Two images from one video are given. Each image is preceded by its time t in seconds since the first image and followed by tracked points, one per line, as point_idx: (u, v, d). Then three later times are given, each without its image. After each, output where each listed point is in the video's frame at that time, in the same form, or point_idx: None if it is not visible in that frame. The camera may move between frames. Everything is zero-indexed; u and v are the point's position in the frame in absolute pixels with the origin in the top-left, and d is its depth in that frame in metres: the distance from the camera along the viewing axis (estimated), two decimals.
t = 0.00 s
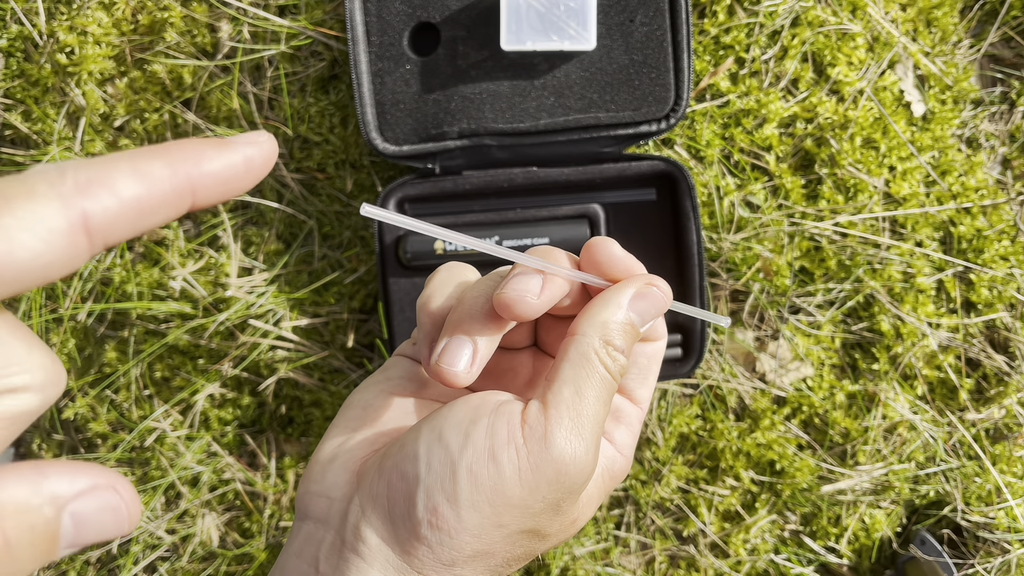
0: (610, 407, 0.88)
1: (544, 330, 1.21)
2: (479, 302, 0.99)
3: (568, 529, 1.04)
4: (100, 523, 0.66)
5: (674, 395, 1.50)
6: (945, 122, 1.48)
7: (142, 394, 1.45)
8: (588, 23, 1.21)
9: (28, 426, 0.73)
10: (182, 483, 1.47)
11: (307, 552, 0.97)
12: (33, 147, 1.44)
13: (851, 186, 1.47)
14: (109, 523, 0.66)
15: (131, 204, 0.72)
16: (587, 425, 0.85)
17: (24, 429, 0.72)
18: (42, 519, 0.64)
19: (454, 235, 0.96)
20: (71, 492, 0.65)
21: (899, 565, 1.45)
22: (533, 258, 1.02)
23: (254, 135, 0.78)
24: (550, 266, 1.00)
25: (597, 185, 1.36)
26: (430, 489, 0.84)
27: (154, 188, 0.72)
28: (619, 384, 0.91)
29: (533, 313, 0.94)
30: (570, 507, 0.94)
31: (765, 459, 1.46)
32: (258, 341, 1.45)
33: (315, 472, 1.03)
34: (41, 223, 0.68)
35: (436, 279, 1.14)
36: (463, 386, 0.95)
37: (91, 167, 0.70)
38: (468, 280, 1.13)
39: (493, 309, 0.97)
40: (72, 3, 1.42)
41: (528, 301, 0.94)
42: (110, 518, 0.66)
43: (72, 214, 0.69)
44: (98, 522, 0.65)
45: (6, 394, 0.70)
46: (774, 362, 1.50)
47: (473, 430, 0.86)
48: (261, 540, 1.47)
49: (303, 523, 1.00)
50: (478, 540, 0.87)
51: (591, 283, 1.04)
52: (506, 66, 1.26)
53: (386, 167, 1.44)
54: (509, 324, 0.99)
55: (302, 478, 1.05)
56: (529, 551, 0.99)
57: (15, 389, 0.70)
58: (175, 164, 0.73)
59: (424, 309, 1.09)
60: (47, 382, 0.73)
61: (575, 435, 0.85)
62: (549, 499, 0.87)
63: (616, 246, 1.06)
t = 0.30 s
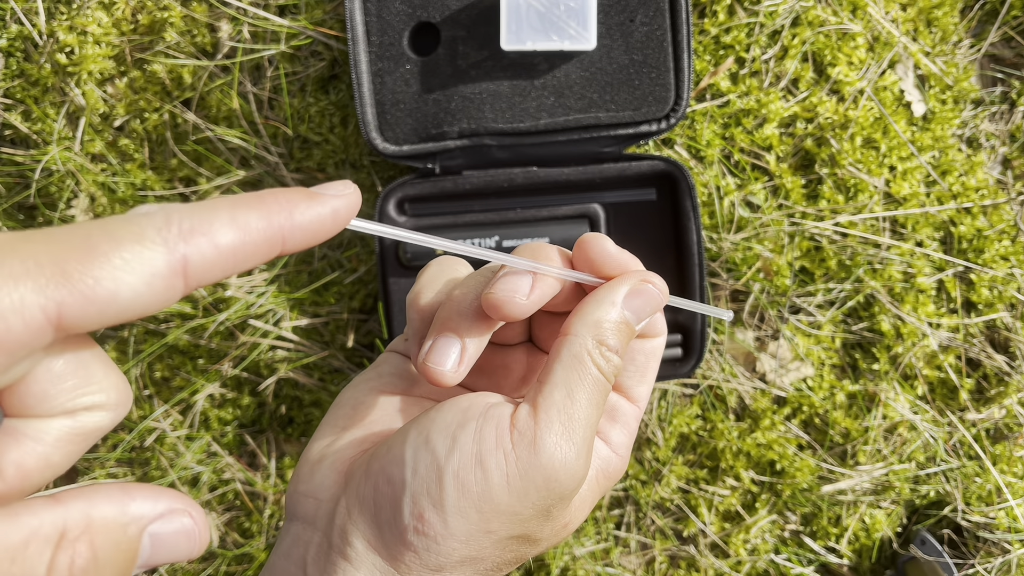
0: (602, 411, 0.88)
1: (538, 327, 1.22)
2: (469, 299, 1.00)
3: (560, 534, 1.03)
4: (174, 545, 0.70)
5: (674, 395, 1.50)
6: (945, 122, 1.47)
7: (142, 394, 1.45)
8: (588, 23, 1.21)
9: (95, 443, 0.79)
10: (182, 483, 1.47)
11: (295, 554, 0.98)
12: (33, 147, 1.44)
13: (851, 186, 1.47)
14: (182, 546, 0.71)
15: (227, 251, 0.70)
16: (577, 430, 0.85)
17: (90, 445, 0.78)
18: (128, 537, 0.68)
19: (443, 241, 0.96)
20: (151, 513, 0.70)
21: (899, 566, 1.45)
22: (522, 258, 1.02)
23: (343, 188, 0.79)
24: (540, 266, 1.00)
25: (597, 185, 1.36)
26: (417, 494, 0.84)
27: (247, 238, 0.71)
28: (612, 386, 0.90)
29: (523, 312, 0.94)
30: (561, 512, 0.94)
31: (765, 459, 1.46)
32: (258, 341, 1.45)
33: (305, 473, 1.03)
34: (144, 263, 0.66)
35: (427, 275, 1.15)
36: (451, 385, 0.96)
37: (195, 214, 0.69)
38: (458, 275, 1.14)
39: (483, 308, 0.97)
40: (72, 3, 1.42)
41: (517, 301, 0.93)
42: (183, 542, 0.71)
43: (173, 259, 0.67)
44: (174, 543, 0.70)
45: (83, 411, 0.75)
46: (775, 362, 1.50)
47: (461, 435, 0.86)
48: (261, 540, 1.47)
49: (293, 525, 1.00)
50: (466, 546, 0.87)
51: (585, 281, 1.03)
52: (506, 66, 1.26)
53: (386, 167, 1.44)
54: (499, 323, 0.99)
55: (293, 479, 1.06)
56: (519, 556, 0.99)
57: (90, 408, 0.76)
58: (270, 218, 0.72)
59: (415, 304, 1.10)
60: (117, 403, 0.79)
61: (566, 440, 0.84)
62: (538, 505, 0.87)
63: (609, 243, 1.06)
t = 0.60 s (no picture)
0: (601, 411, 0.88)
1: (538, 330, 1.21)
2: (470, 300, 0.99)
3: (560, 533, 1.03)
4: (147, 537, 0.74)
5: (674, 395, 1.50)
6: (945, 122, 1.47)
7: (142, 395, 1.45)
8: (588, 23, 1.21)
9: (67, 440, 0.80)
10: (182, 483, 1.47)
11: (296, 554, 0.98)
12: (33, 147, 1.44)
13: (851, 186, 1.47)
14: (155, 537, 0.74)
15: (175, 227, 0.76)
16: (577, 430, 0.85)
17: (63, 442, 0.80)
18: (98, 531, 0.73)
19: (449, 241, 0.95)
20: (123, 507, 0.74)
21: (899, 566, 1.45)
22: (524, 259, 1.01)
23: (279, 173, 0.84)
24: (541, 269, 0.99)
25: (597, 185, 1.36)
26: (416, 493, 0.84)
27: (196, 214, 0.77)
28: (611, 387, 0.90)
29: (524, 313, 0.94)
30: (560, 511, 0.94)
31: (765, 459, 1.46)
32: (258, 341, 1.45)
33: (305, 473, 1.03)
34: (102, 240, 0.73)
35: (429, 275, 1.14)
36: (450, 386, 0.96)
37: (145, 193, 0.75)
38: (460, 278, 1.13)
39: (483, 309, 0.97)
40: (72, 3, 1.42)
41: (517, 302, 0.93)
42: (156, 534, 0.74)
43: (129, 234, 0.74)
44: (144, 534, 0.74)
45: (53, 407, 0.78)
46: (775, 362, 1.50)
47: (459, 435, 0.86)
48: (261, 540, 1.47)
49: (293, 524, 1.00)
50: (466, 545, 0.87)
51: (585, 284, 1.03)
52: (507, 66, 1.26)
53: (386, 167, 1.44)
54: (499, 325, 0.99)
55: (293, 478, 1.06)
56: (521, 555, 0.99)
57: (59, 403, 0.78)
58: (212, 195, 0.78)
59: (417, 305, 1.10)
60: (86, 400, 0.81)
61: (564, 441, 0.84)
62: (537, 505, 0.87)
63: (610, 245, 1.05)
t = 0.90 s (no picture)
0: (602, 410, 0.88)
1: (539, 326, 1.21)
2: (470, 295, 0.99)
3: (561, 531, 1.03)
4: (151, 543, 0.78)
5: (674, 395, 1.50)
6: (945, 122, 1.47)
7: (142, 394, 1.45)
8: (588, 23, 1.21)
9: (69, 436, 0.82)
10: (182, 483, 1.47)
11: (294, 552, 0.98)
12: (33, 147, 1.44)
13: (851, 186, 1.47)
14: (158, 543, 0.78)
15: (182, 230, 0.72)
16: (578, 429, 0.85)
17: (65, 437, 0.81)
18: (105, 541, 0.75)
19: (452, 234, 0.95)
20: (131, 517, 0.77)
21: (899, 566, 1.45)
22: (524, 254, 1.01)
23: (292, 146, 0.78)
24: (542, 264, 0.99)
25: (597, 185, 1.36)
26: (415, 492, 0.84)
27: (201, 214, 0.73)
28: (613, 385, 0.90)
29: (525, 309, 0.94)
30: (560, 510, 0.94)
31: (765, 459, 1.46)
32: (258, 341, 1.45)
33: (304, 470, 1.03)
34: (102, 255, 0.69)
35: (430, 270, 1.15)
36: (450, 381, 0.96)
37: (144, 196, 0.71)
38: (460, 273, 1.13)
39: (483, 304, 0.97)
40: (72, 3, 1.42)
41: (519, 298, 0.94)
42: (160, 540, 0.78)
43: (129, 247, 0.70)
44: (149, 541, 0.78)
45: (58, 406, 0.79)
46: (775, 362, 1.50)
47: (459, 433, 0.86)
48: (261, 540, 1.47)
49: (292, 522, 1.00)
50: (465, 544, 0.87)
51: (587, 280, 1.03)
52: (507, 66, 1.26)
53: (386, 167, 1.44)
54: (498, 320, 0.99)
55: (292, 476, 1.06)
56: (521, 553, 0.99)
57: (64, 401, 0.79)
58: (217, 190, 0.73)
59: (417, 300, 1.10)
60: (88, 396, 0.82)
61: (565, 439, 0.84)
62: (537, 504, 0.87)
63: (611, 241, 1.05)
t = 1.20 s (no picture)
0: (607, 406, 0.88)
1: (541, 323, 1.21)
2: (475, 292, 1.00)
3: (565, 528, 1.03)
4: (161, 558, 0.71)
5: (674, 395, 1.50)
6: (945, 122, 1.47)
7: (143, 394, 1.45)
8: (588, 23, 1.21)
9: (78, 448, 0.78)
10: (182, 483, 1.47)
11: (299, 550, 0.98)
12: (33, 147, 1.44)
13: (851, 186, 1.47)
14: (169, 559, 0.72)
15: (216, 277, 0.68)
16: (582, 425, 0.85)
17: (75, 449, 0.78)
18: (117, 552, 0.69)
19: (455, 239, 0.95)
20: (145, 529, 0.71)
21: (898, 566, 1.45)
22: (529, 254, 1.01)
23: (328, 205, 0.75)
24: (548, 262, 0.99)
25: (597, 185, 1.36)
26: (419, 489, 0.84)
27: (236, 264, 0.69)
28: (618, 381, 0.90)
29: (531, 307, 0.95)
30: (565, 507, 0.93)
31: (765, 459, 1.46)
32: (258, 341, 1.45)
33: (307, 469, 1.03)
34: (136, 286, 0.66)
35: (432, 266, 1.15)
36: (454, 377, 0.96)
37: (184, 239, 0.67)
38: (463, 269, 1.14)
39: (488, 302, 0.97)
40: (72, 3, 1.42)
41: (524, 297, 0.94)
42: (170, 557, 0.72)
43: (162, 287, 0.66)
44: (161, 560, 0.71)
45: (70, 419, 0.75)
46: (775, 362, 1.50)
47: (463, 431, 0.86)
48: (261, 540, 1.47)
49: (295, 520, 1.00)
50: (470, 541, 0.87)
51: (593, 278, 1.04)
52: (507, 66, 1.26)
53: (385, 167, 1.44)
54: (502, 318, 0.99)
55: (295, 474, 1.06)
56: (526, 550, 0.99)
57: (76, 415, 0.75)
58: (255, 242, 0.70)
59: (419, 296, 1.10)
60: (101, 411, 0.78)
61: (569, 436, 0.84)
62: (541, 501, 0.87)
63: (616, 237, 1.05)
